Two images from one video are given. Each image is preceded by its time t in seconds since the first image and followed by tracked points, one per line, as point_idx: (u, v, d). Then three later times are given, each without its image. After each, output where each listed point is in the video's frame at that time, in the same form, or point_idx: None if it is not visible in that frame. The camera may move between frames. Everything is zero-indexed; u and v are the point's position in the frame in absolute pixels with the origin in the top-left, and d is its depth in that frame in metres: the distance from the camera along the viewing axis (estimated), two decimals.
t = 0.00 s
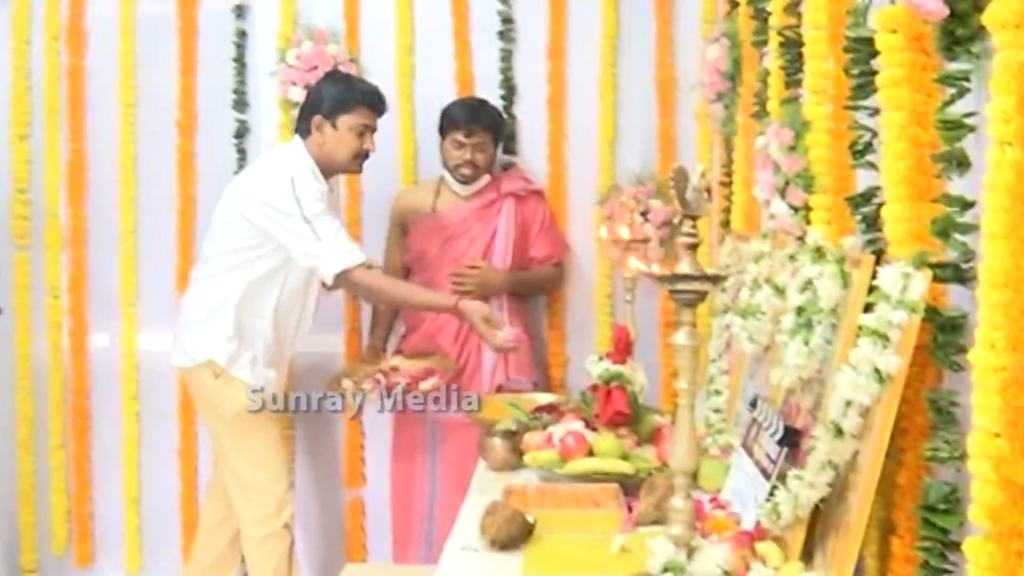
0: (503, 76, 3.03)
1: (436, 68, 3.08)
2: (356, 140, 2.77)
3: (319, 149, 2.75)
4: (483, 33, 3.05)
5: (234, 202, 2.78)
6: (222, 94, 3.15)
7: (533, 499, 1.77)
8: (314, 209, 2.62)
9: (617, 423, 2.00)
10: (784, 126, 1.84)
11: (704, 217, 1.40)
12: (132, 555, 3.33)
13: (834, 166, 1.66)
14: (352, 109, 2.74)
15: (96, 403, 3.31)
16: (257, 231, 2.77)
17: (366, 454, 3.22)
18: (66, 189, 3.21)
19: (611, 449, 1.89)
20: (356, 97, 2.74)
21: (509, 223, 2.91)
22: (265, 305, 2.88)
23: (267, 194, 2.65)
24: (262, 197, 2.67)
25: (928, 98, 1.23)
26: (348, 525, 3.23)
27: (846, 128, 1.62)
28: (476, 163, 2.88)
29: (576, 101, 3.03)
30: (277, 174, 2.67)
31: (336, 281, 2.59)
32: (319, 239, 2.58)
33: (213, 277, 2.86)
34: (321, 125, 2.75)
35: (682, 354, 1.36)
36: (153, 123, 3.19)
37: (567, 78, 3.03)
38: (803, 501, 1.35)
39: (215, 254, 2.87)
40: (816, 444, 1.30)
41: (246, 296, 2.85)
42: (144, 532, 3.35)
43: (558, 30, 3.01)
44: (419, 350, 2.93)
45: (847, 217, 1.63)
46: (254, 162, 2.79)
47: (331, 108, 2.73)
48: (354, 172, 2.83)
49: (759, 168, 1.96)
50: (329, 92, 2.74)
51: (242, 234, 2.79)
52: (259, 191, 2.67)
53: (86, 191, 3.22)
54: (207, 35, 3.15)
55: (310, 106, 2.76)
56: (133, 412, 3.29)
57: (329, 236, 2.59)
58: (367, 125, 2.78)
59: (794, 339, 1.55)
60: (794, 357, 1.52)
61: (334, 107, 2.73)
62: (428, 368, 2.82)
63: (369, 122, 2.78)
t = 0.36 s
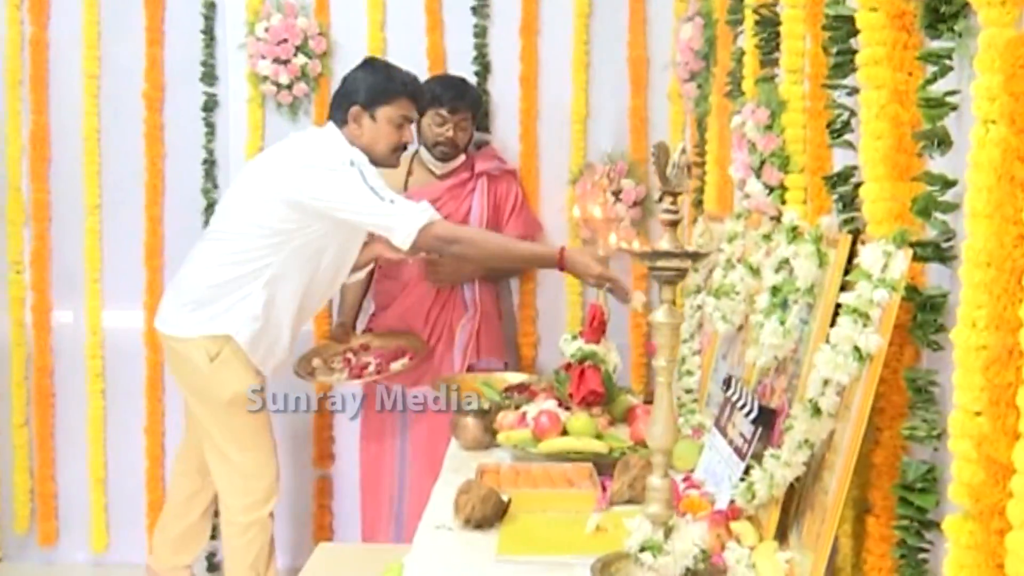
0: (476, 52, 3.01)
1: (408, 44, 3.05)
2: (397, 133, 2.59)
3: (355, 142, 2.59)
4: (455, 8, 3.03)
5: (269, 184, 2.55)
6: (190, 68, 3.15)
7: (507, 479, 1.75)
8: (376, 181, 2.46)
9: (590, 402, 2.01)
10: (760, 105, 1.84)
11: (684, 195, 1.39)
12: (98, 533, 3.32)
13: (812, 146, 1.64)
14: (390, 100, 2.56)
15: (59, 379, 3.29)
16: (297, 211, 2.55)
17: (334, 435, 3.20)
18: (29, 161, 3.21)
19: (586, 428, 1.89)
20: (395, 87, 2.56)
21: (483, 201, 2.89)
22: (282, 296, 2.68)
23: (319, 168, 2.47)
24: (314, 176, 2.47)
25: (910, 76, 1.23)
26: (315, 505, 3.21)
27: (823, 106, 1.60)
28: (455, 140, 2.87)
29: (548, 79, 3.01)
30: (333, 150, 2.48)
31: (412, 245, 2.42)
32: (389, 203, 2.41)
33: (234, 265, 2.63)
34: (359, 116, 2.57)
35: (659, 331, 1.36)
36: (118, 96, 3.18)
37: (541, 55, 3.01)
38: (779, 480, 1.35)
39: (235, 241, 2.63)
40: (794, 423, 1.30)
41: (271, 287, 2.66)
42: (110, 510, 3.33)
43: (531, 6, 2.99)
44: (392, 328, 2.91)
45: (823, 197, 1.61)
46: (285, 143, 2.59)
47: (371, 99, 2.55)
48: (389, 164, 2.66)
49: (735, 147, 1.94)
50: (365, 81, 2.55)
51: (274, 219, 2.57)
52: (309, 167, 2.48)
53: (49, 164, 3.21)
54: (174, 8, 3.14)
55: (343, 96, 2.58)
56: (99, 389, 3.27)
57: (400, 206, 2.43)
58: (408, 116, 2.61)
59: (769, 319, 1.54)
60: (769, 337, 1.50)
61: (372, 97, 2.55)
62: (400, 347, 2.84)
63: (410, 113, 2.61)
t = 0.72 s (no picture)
0: (467, 57, 3.01)
1: (399, 48, 3.04)
2: (407, 137, 2.59)
3: (363, 146, 2.56)
4: (446, 13, 3.02)
5: (264, 186, 2.53)
6: (181, 69, 3.15)
7: (496, 485, 1.74)
8: (366, 187, 2.42)
9: (580, 410, 1.99)
10: (754, 114, 1.82)
11: (681, 202, 1.39)
12: (80, 536, 3.30)
13: (807, 155, 1.63)
14: (403, 103, 2.56)
15: (43, 380, 3.27)
16: (291, 216, 2.52)
17: (320, 440, 3.18)
18: (14, 160, 3.19)
19: (576, 435, 1.88)
20: (408, 91, 2.56)
21: (472, 205, 2.88)
22: (275, 304, 2.64)
23: (311, 168, 2.44)
24: (306, 176, 2.44)
25: (908, 87, 1.23)
26: (300, 510, 3.19)
27: (820, 116, 1.58)
28: (449, 142, 2.86)
29: (539, 85, 3.01)
30: (327, 154, 2.45)
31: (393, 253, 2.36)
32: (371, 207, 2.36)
33: (228, 267, 2.61)
34: (370, 119, 2.55)
35: (655, 337, 1.35)
36: (107, 96, 3.17)
37: (532, 61, 3.01)
38: (772, 489, 1.34)
39: (231, 243, 2.61)
40: (789, 432, 1.30)
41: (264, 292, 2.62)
42: (92, 513, 3.31)
43: (523, 12, 2.99)
44: (380, 332, 2.92)
45: (818, 206, 1.62)
46: (287, 145, 2.57)
47: (380, 101, 2.54)
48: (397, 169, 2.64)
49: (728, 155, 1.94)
50: (377, 82, 2.55)
51: (269, 221, 2.55)
52: (303, 166, 2.45)
53: (35, 163, 3.19)
54: (164, 8, 3.14)
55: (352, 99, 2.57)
56: (82, 391, 3.25)
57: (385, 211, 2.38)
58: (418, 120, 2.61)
59: (762, 327, 1.54)
60: (763, 346, 1.51)
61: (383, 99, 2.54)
62: (388, 350, 2.85)
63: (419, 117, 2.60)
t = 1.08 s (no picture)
0: (466, 56, 3.00)
1: (398, 46, 3.04)
2: (414, 140, 2.58)
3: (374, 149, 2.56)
4: (446, 12, 3.02)
5: (280, 188, 2.50)
6: (179, 68, 3.14)
7: (498, 485, 1.74)
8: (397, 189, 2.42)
9: (582, 409, 2.00)
10: (755, 113, 1.81)
11: (685, 199, 1.40)
12: (77, 536, 3.29)
13: (809, 153, 1.64)
14: (412, 106, 2.55)
15: (40, 380, 3.26)
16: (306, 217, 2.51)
17: (320, 440, 3.18)
18: (10, 160, 3.17)
19: (578, 435, 1.88)
20: (416, 92, 2.55)
21: (472, 204, 2.88)
22: (284, 304, 2.65)
23: (338, 174, 2.42)
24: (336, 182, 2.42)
25: (913, 84, 1.23)
26: (300, 510, 3.19)
27: (822, 114, 1.59)
28: (448, 143, 2.85)
29: (538, 84, 3.01)
30: (354, 157, 2.43)
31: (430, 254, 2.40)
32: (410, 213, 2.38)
33: (239, 269, 2.58)
34: (380, 122, 2.54)
35: (659, 336, 1.35)
36: (105, 96, 3.17)
37: (531, 60, 3.00)
38: (776, 488, 1.34)
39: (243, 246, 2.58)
40: (793, 430, 1.30)
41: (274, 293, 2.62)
42: (89, 513, 3.30)
43: (522, 11, 2.98)
44: (380, 330, 2.92)
45: (820, 205, 1.62)
46: (297, 145, 2.54)
47: (389, 103, 2.53)
48: (406, 171, 2.64)
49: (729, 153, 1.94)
50: (387, 84, 2.53)
51: (283, 223, 2.52)
52: (327, 173, 2.43)
53: (32, 163, 3.18)
54: (162, 7, 3.13)
55: (357, 102, 2.57)
56: (80, 391, 3.24)
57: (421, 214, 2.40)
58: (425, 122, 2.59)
59: (765, 326, 1.54)
60: (765, 344, 1.51)
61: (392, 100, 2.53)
62: (388, 349, 2.84)
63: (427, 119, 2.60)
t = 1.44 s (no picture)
0: (467, 58, 3.01)
1: (399, 49, 3.04)
2: (414, 143, 2.58)
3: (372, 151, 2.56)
4: (447, 14, 3.02)
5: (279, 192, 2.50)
6: (180, 71, 3.15)
7: (502, 488, 1.74)
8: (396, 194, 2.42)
9: (585, 411, 2.00)
10: (758, 113, 1.82)
11: (690, 201, 1.40)
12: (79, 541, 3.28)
13: (813, 154, 1.63)
14: (413, 109, 2.55)
15: (42, 384, 3.25)
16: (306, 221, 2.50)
17: (323, 443, 3.18)
18: (12, 164, 3.17)
19: (582, 437, 1.88)
20: (417, 95, 2.55)
21: (474, 207, 2.87)
22: (283, 309, 2.65)
23: (337, 176, 2.42)
24: (334, 184, 2.41)
25: (917, 85, 1.23)
26: (304, 513, 3.19)
27: (825, 115, 1.59)
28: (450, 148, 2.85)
29: (539, 86, 3.01)
30: (353, 161, 2.43)
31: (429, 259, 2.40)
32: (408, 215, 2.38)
33: (239, 273, 2.58)
34: (381, 125, 2.54)
35: (664, 338, 1.36)
36: (106, 99, 3.17)
37: (532, 62, 3.00)
38: (781, 489, 1.34)
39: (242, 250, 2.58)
40: (797, 432, 1.30)
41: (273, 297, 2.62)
42: (92, 517, 3.30)
43: (523, 13, 2.99)
44: (383, 334, 2.92)
45: (824, 205, 1.61)
46: (295, 149, 2.56)
47: (389, 106, 2.53)
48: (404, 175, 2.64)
49: (732, 155, 1.94)
50: (388, 87, 2.54)
51: (281, 227, 2.52)
52: (325, 174, 2.43)
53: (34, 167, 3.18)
54: (163, 11, 3.14)
55: (357, 102, 2.58)
56: (81, 395, 3.24)
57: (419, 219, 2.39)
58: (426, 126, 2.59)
59: (768, 328, 1.54)
60: (769, 346, 1.52)
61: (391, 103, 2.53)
62: (392, 352, 2.82)
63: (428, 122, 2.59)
